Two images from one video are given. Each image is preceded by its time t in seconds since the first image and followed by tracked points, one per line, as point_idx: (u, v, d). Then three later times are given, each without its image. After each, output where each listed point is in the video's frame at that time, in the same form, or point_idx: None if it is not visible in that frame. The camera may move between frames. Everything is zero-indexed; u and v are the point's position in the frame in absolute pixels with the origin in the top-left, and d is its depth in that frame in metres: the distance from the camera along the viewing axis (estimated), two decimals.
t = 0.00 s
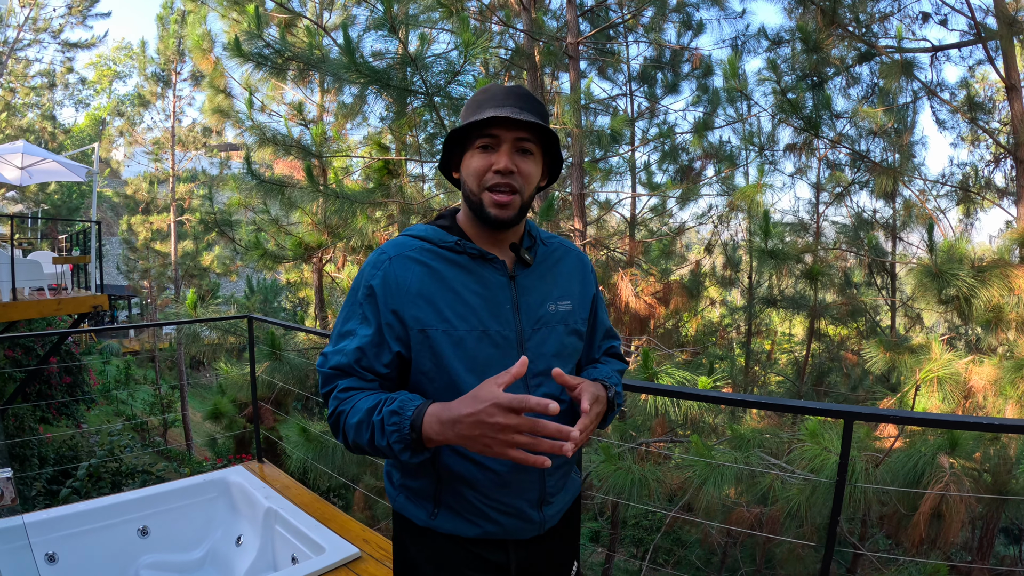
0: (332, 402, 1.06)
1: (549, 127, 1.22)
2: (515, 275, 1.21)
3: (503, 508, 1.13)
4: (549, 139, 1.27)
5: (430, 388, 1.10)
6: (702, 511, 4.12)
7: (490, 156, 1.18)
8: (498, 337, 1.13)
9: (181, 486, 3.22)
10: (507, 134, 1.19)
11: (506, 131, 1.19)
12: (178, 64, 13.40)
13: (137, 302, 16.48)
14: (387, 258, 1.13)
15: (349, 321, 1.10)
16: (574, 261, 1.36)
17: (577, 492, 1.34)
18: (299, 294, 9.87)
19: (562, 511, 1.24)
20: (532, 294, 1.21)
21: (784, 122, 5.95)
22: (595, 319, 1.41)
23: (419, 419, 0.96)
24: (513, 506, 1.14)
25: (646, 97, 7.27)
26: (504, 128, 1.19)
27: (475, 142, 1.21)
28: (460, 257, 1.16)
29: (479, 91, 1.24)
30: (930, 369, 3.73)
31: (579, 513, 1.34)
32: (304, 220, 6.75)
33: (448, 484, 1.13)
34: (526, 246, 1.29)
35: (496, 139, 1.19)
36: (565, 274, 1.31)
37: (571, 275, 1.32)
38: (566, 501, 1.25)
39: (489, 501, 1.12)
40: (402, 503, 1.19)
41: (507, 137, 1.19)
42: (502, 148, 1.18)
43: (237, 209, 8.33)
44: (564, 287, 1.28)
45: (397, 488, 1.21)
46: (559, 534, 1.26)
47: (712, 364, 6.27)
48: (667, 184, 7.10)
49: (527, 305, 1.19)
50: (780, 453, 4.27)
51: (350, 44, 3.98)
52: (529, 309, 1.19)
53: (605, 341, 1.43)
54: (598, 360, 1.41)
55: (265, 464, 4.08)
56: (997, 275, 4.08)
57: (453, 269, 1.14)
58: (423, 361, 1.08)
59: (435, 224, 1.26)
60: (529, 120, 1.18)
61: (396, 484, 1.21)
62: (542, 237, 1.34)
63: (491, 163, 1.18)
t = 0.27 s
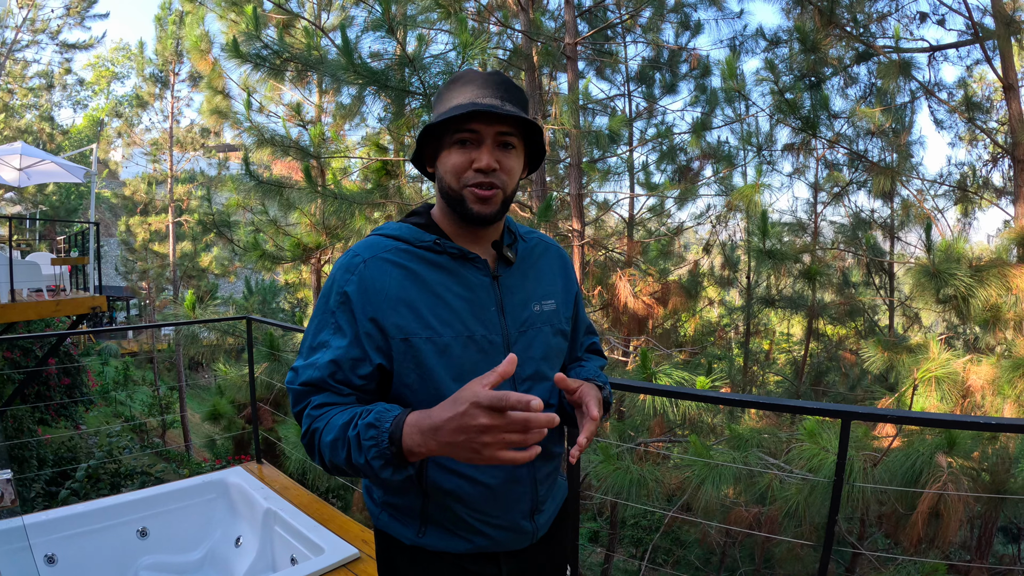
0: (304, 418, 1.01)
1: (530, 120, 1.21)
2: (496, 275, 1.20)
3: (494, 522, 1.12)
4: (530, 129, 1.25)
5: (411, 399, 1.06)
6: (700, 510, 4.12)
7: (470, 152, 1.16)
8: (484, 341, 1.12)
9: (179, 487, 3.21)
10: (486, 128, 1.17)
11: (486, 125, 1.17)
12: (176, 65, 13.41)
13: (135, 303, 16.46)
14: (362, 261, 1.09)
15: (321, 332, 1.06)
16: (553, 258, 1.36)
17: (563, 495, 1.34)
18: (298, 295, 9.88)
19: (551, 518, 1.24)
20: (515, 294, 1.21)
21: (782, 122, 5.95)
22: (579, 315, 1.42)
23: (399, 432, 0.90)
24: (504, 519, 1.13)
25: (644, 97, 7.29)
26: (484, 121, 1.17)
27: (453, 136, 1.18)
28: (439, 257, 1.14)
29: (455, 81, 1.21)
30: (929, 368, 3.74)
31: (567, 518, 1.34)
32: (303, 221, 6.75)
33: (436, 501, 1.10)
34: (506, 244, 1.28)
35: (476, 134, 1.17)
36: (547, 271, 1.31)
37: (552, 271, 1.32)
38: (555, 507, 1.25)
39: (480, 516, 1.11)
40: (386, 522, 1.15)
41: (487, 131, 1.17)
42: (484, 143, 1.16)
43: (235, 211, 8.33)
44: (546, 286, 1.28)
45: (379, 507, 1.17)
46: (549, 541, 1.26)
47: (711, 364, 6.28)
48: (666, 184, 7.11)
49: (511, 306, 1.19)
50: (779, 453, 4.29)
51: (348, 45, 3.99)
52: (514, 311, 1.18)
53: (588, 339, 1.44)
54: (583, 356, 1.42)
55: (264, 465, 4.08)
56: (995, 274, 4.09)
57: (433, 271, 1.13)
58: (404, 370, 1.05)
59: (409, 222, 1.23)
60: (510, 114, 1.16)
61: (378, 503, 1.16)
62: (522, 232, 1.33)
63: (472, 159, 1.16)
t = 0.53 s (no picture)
0: (285, 425, 0.98)
1: (519, 130, 1.19)
2: (484, 274, 1.21)
3: (492, 527, 1.12)
4: (519, 134, 1.23)
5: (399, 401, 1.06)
6: (698, 510, 4.13)
7: (456, 165, 1.15)
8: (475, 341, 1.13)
9: (177, 488, 3.21)
10: (474, 141, 1.15)
11: (473, 138, 1.15)
12: (174, 65, 13.40)
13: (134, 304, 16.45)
14: (345, 262, 1.08)
15: (301, 337, 1.03)
16: (540, 256, 1.37)
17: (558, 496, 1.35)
18: (296, 295, 9.89)
19: (548, 520, 1.25)
20: (504, 294, 1.22)
21: (778, 122, 6.00)
22: (566, 315, 1.43)
23: (373, 418, 0.87)
24: (502, 524, 1.13)
25: (641, 98, 7.31)
26: (471, 134, 1.15)
27: (438, 144, 1.16)
28: (426, 256, 1.14)
29: (443, 84, 1.16)
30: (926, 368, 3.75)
31: (562, 518, 1.35)
32: (301, 222, 6.76)
33: (431, 511, 1.08)
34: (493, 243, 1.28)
35: (463, 146, 1.15)
36: (535, 270, 1.32)
37: (539, 269, 1.34)
38: (551, 510, 1.26)
39: (477, 523, 1.10)
40: (381, 534, 1.14)
41: (474, 143, 1.16)
42: (470, 157, 1.15)
43: (233, 211, 8.33)
44: (535, 285, 1.29)
45: (372, 518, 1.15)
46: (546, 543, 1.27)
47: (709, 364, 6.30)
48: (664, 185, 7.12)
49: (500, 306, 1.20)
50: (777, 452, 4.29)
51: (346, 46, 3.99)
52: (503, 310, 1.20)
53: (575, 339, 1.45)
54: (571, 355, 1.44)
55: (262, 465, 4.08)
56: (992, 274, 4.10)
57: (419, 271, 1.12)
58: (391, 372, 1.04)
59: (391, 220, 1.22)
60: (500, 129, 1.15)
61: (372, 514, 1.14)
62: (507, 232, 1.34)
63: (458, 172, 1.15)
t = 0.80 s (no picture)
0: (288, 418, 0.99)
1: (521, 126, 1.19)
2: (489, 272, 1.20)
3: (496, 527, 1.11)
4: (521, 130, 1.23)
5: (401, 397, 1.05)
6: (696, 509, 4.13)
7: (459, 161, 1.15)
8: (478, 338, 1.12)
9: (175, 488, 3.21)
10: (476, 136, 1.15)
11: (475, 133, 1.15)
12: (171, 65, 13.38)
13: (131, 304, 16.43)
14: (350, 257, 1.08)
15: (306, 333, 1.03)
16: (545, 256, 1.37)
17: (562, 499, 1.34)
18: (294, 295, 9.88)
19: (553, 522, 1.23)
20: (508, 292, 1.22)
21: (776, 122, 5.96)
22: (572, 316, 1.43)
23: (371, 414, 0.87)
24: (506, 525, 1.12)
25: (639, 97, 7.32)
26: (473, 130, 1.15)
27: (439, 140, 1.16)
28: (430, 254, 1.14)
29: (443, 80, 1.17)
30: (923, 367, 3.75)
31: (565, 520, 1.33)
32: (298, 221, 6.75)
33: (434, 510, 1.08)
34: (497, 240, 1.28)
35: (465, 141, 1.15)
36: (540, 269, 1.32)
37: (544, 269, 1.34)
38: (555, 513, 1.25)
39: (480, 523, 1.09)
40: (382, 535, 1.13)
41: (476, 139, 1.16)
42: (472, 152, 1.15)
43: (230, 211, 8.32)
44: (539, 284, 1.29)
45: (373, 518, 1.14)
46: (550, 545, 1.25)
47: (707, 363, 6.30)
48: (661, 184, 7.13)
49: (504, 303, 1.20)
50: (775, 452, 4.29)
51: (343, 45, 3.99)
52: (508, 309, 1.19)
53: (581, 341, 1.44)
54: (578, 356, 1.43)
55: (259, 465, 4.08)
56: (989, 273, 4.11)
57: (423, 269, 1.12)
58: (394, 367, 1.04)
59: (396, 219, 1.22)
60: (502, 124, 1.15)
61: (375, 514, 1.13)
62: (511, 231, 1.34)
63: (461, 167, 1.15)
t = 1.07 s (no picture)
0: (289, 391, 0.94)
1: (552, 142, 1.19)
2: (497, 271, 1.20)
3: (498, 527, 1.09)
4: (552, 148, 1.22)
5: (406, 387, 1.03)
6: (694, 509, 4.13)
7: (483, 157, 1.13)
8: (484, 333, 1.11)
9: (173, 488, 3.20)
10: (507, 138, 1.14)
11: (506, 135, 1.14)
12: (170, 64, 13.35)
13: (129, 303, 16.42)
14: (361, 248, 1.08)
15: (313, 314, 1.02)
16: (557, 260, 1.35)
17: (569, 503, 1.32)
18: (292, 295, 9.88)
19: (558, 525, 1.21)
20: (515, 291, 1.20)
21: (775, 122, 5.96)
22: (582, 321, 1.41)
23: (379, 344, 0.83)
24: (508, 525, 1.10)
25: (637, 97, 7.31)
26: (505, 131, 1.14)
27: (472, 134, 1.15)
28: (439, 252, 1.14)
29: (491, 82, 1.19)
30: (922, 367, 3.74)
31: (570, 523, 1.31)
32: (296, 221, 6.74)
33: (435, 507, 1.07)
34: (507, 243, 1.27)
35: (495, 140, 1.14)
36: (549, 271, 1.30)
37: (555, 271, 1.32)
38: (561, 515, 1.23)
39: (481, 521, 1.07)
40: (385, 533, 1.13)
41: (506, 141, 1.15)
42: (497, 152, 1.14)
43: (228, 210, 8.31)
44: (548, 285, 1.27)
45: (377, 515, 1.15)
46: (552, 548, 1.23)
47: (705, 363, 6.31)
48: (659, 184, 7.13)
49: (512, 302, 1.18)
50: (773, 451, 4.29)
51: (341, 45, 3.98)
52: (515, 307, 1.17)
53: (591, 347, 1.42)
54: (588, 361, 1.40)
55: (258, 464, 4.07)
56: (987, 273, 4.11)
57: (431, 263, 1.12)
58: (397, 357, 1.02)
59: (411, 219, 1.23)
60: (535, 133, 1.14)
61: (379, 511, 1.14)
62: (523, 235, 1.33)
63: (483, 164, 1.13)
